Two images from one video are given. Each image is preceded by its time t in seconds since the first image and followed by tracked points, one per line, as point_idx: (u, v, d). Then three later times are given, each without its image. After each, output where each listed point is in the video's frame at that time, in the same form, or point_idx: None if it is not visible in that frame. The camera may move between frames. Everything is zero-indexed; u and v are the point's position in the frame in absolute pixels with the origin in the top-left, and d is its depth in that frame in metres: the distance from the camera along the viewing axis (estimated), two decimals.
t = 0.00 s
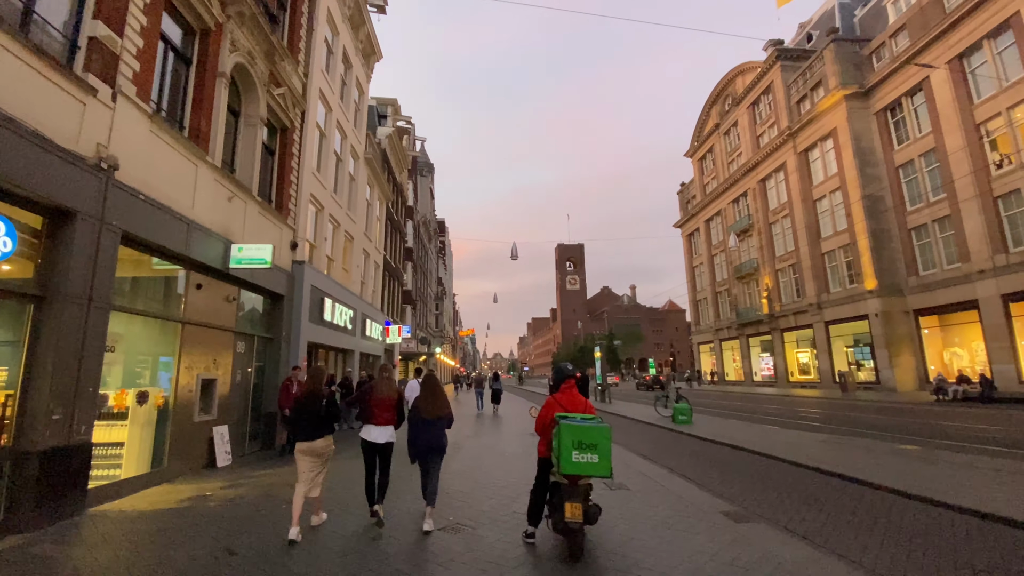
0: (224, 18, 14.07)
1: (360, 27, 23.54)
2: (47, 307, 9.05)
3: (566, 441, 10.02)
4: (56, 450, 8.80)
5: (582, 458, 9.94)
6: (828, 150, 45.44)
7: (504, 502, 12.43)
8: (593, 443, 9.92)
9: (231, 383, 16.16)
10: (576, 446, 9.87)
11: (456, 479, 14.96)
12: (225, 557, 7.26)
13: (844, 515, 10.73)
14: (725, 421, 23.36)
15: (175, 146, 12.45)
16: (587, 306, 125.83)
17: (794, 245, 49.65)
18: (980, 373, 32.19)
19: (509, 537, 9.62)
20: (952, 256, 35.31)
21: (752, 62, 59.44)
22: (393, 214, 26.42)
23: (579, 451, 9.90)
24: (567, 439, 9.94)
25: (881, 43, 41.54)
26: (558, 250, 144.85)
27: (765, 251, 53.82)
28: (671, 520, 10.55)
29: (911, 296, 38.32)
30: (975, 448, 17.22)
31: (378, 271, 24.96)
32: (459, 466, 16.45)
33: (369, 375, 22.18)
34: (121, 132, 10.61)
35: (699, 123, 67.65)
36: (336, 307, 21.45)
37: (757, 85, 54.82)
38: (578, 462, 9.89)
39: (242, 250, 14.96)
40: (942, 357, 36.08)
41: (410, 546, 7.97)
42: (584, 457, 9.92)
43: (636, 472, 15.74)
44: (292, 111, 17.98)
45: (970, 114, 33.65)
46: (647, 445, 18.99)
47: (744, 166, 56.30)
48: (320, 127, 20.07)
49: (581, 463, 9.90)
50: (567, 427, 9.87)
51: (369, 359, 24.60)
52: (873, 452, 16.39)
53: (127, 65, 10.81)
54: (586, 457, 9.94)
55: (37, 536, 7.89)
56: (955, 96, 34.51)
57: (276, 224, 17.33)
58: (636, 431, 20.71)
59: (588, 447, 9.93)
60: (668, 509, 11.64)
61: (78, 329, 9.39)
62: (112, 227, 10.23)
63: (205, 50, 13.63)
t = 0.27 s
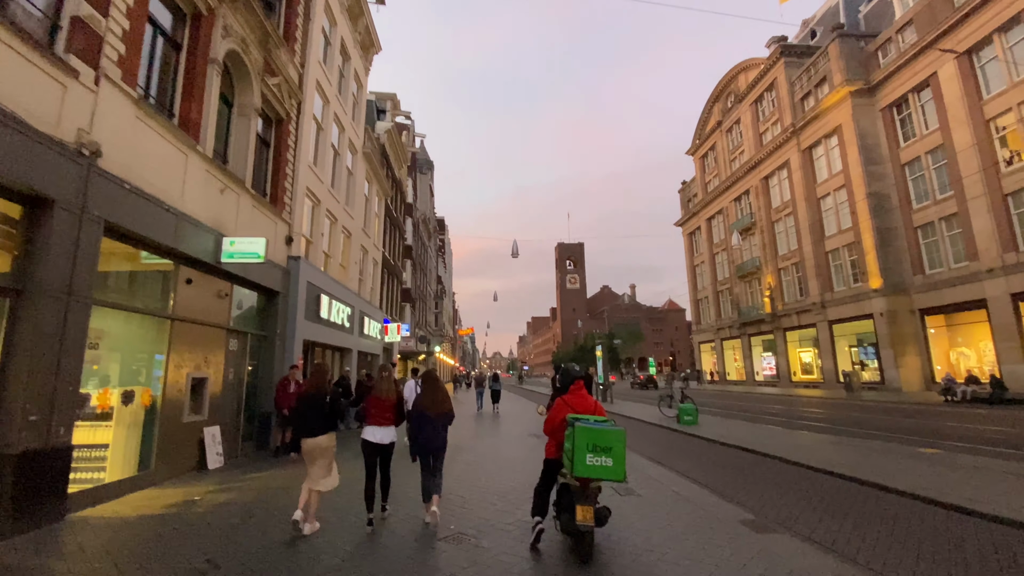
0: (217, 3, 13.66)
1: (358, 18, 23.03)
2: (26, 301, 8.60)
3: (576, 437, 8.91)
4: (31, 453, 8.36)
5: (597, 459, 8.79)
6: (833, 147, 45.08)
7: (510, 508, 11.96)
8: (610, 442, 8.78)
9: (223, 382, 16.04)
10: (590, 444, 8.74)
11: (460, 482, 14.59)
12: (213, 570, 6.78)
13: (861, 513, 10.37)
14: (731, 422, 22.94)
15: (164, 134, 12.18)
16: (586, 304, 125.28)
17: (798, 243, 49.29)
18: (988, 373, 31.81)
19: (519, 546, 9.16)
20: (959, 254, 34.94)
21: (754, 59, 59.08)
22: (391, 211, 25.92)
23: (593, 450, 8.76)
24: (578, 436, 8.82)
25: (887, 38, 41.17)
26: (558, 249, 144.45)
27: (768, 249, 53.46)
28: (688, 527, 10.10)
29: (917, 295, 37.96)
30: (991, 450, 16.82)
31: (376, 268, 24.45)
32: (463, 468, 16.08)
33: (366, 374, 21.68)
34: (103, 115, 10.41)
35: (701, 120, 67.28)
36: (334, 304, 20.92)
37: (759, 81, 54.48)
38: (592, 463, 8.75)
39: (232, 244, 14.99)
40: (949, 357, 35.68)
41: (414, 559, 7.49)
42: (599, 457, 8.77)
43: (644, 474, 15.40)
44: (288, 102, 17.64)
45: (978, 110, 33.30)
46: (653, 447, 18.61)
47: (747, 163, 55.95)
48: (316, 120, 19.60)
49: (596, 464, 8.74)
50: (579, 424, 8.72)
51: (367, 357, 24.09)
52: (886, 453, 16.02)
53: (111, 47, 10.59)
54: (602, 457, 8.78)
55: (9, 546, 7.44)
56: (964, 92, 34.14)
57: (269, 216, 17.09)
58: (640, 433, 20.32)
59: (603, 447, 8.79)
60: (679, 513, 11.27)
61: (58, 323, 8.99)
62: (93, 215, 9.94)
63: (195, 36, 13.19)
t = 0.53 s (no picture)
0: None
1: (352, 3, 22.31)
2: None
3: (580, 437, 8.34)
4: None
5: (603, 462, 8.24)
6: (842, 140, 44.43)
7: (514, 518, 11.22)
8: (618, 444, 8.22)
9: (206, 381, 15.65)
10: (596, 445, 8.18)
11: (460, 489, 13.93)
12: None
13: (890, 532, 9.69)
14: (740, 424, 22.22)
15: (140, 116, 11.74)
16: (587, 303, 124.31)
17: (805, 240, 48.63)
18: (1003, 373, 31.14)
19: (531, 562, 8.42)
20: (973, 251, 34.28)
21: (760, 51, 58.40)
22: (387, 205, 25.17)
23: (599, 452, 8.21)
24: (583, 436, 8.26)
25: (898, 28, 40.47)
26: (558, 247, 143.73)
27: (774, 246, 52.79)
28: (713, 540, 9.38)
29: (928, 292, 37.32)
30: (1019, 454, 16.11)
31: (371, 265, 23.68)
32: (464, 474, 15.42)
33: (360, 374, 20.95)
34: (73, 94, 9.74)
35: (706, 113, 66.60)
36: (326, 301, 20.24)
37: (766, 73, 53.81)
38: (597, 465, 8.19)
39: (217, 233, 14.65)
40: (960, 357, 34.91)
41: None
42: (605, 460, 8.21)
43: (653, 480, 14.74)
44: (276, 88, 17.14)
45: (994, 102, 32.63)
46: (660, 450, 17.94)
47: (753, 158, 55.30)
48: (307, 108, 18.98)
49: (601, 466, 8.19)
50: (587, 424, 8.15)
51: (361, 357, 23.30)
52: (907, 457, 15.37)
53: (83, 22, 9.91)
54: (608, 460, 8.22)
55: None
56: (978, 83, 33.47)
57: (252, 203, 16.73)
58: (647, 435, 19.66)
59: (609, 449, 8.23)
60: (695, 524, 10.61)
61: (19, 319, 8.21)
62: (60, 202, 9.12)
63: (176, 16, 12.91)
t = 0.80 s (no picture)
0: None
1: None
2: None
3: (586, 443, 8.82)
4: None
5: (605, 467, 8.87)
6: (853, 131, 43.57)
7: (517, 533, 10.38)
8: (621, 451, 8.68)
9: (181, 380, 15.12)
10: (600, 452, 8.67)
11: (461, 501, 13.10)
12: None
13: (935, 553, 8.81)
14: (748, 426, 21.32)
15: (108, 96, 11.14)
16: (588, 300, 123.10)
17: (815, 235, 47.77)
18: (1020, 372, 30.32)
19: None
20: (989, 246, 33.48)
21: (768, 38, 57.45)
22: (379, 197, 24.25)
23: (602, 458, 8.69)
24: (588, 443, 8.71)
25: (912, 15, 39.56)
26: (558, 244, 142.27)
27: (782, 241, 51.94)
28: (741, 561, 8.55)
29: (943, 289, 36.52)
30: None
31: (363, 260, 22.78)
32: (465, 482, 14.58)
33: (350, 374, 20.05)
34: (30, 66, 8.89)
35: (712, 103, 65.61)
36: (314, 297, 19.58)
37: (774, 62, 52.92)
38: (600, 470, 8.72)
39: (192, 225, 14.29)
40: (977, 356, 34.18)
41: None
42: (608, 465, 8.73)
43: (666, 489, 13.91)
44: (259, 69, 16.99)
45: (1012, 91, 31.81)
46: (670, 455, 17.09)
47: (761, 149, 54.40)
48: (293, 90, 18.56)
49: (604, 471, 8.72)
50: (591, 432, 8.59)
51: (352, 357, 22.41)
52: (935, 463, 14.53)
53: None
54: (611, 465, 8.72)
55: None
56: (996, 72, 32.65)
57: (230, 189, 16.29)
58: (655, 438, 18.81)
59: (613, 454, 8.70)
60: (717, 541, 9.76)
61: None
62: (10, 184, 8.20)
63: None
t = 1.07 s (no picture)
0: None
1: None
2: None
3: (580, 448, 7.85)
4: None
5: (607, 473, 7.71)
6: (869, 119, 42.53)
7: (521, 550, 9.22)
8: (620, 451, 7.71)
9: (152, 380, 14.01)
10: (597, 455, 7.69)
11: (461, 513, 11.92)
12: None
13: (930, 551, 8.70)
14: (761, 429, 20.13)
15: (65, 67, 10.14)
16: (589, 297, 121.65)
17: (827, 229, 46.70)
18: None
19: None
20: (1013, 239, 32.55)
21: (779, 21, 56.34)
22: (369, 187, 23.01)
23: (601, 462, 7.68)
24: (584, 447, 7.76)
25: None
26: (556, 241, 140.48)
27: (794, 235, 50.89)
28: None
29: (962, 285, 35.56)
30: None
31: (351, 253, 21.51)
32: (463, 493, 13.37)
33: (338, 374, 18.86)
34: None
35: (719, 90, 64.37)
36: (298, 292, 18.37)
37: (785, 46, 51.79)
38: (601, 476, 7.70)
39: (161, 211, 13.03)
40: (997, 355, 33.25)
41: None
42: (608, 469, 7.70)
43: (685, 500, 12.72)
44: (238, 44, 15.99)
45: None
46: (683, 462, 15.88)
47: (771, 139, 53.33)
48: (274, 69, 17.49)
49: (605, 477, 7.69)
50: (584, 434, 7.70)
51: (340, 357, 21.14)
52: (973, 469, 13.41)
53: None
54: (611, 469, 7.71)
55: None
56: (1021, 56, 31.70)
57: (207, 177, 15.31)
58: (665, 443, 17.60)
59: (612, 457, 7.70)
60: (747, 559, 8.64)
61: None
62: None
63: None
